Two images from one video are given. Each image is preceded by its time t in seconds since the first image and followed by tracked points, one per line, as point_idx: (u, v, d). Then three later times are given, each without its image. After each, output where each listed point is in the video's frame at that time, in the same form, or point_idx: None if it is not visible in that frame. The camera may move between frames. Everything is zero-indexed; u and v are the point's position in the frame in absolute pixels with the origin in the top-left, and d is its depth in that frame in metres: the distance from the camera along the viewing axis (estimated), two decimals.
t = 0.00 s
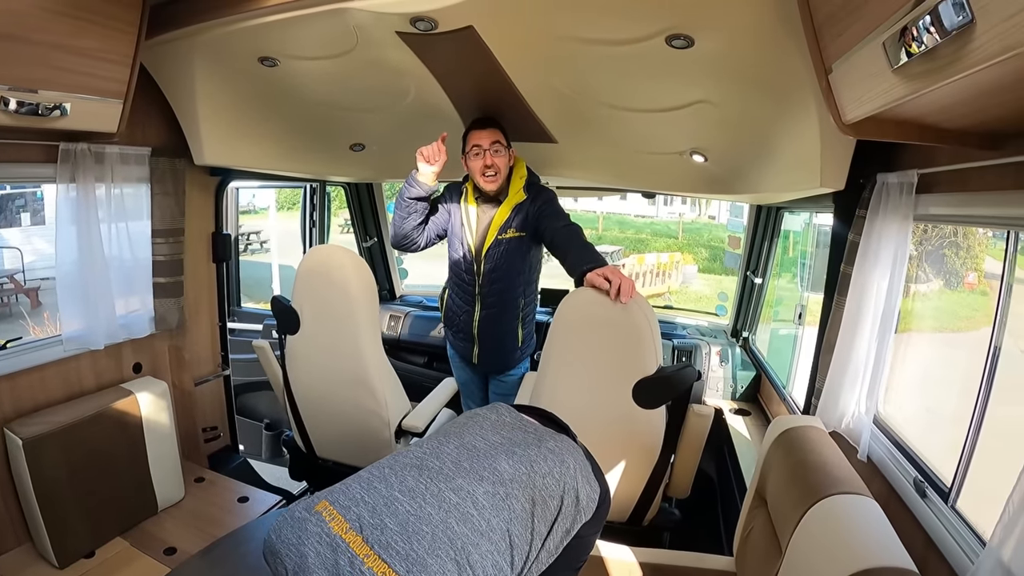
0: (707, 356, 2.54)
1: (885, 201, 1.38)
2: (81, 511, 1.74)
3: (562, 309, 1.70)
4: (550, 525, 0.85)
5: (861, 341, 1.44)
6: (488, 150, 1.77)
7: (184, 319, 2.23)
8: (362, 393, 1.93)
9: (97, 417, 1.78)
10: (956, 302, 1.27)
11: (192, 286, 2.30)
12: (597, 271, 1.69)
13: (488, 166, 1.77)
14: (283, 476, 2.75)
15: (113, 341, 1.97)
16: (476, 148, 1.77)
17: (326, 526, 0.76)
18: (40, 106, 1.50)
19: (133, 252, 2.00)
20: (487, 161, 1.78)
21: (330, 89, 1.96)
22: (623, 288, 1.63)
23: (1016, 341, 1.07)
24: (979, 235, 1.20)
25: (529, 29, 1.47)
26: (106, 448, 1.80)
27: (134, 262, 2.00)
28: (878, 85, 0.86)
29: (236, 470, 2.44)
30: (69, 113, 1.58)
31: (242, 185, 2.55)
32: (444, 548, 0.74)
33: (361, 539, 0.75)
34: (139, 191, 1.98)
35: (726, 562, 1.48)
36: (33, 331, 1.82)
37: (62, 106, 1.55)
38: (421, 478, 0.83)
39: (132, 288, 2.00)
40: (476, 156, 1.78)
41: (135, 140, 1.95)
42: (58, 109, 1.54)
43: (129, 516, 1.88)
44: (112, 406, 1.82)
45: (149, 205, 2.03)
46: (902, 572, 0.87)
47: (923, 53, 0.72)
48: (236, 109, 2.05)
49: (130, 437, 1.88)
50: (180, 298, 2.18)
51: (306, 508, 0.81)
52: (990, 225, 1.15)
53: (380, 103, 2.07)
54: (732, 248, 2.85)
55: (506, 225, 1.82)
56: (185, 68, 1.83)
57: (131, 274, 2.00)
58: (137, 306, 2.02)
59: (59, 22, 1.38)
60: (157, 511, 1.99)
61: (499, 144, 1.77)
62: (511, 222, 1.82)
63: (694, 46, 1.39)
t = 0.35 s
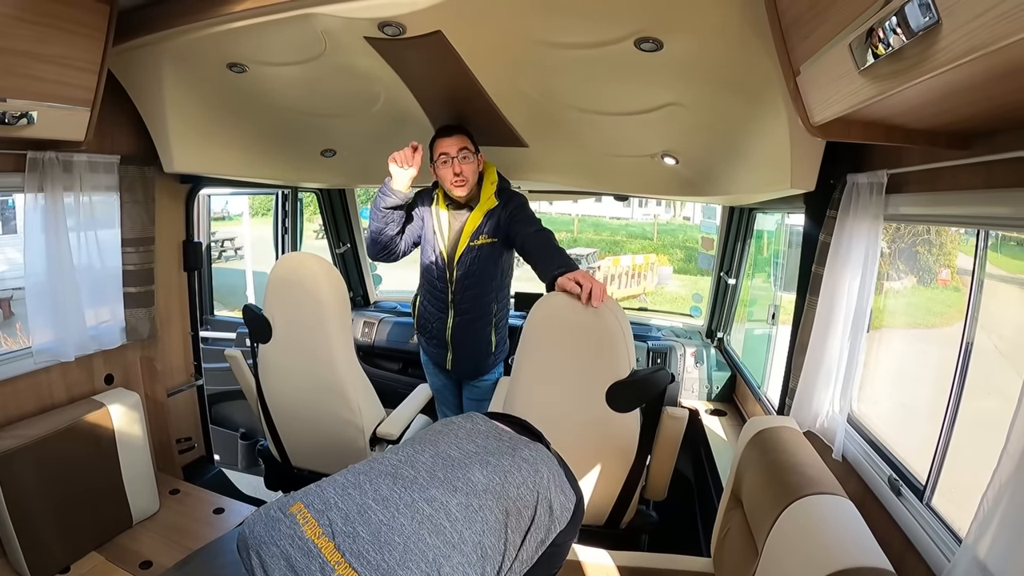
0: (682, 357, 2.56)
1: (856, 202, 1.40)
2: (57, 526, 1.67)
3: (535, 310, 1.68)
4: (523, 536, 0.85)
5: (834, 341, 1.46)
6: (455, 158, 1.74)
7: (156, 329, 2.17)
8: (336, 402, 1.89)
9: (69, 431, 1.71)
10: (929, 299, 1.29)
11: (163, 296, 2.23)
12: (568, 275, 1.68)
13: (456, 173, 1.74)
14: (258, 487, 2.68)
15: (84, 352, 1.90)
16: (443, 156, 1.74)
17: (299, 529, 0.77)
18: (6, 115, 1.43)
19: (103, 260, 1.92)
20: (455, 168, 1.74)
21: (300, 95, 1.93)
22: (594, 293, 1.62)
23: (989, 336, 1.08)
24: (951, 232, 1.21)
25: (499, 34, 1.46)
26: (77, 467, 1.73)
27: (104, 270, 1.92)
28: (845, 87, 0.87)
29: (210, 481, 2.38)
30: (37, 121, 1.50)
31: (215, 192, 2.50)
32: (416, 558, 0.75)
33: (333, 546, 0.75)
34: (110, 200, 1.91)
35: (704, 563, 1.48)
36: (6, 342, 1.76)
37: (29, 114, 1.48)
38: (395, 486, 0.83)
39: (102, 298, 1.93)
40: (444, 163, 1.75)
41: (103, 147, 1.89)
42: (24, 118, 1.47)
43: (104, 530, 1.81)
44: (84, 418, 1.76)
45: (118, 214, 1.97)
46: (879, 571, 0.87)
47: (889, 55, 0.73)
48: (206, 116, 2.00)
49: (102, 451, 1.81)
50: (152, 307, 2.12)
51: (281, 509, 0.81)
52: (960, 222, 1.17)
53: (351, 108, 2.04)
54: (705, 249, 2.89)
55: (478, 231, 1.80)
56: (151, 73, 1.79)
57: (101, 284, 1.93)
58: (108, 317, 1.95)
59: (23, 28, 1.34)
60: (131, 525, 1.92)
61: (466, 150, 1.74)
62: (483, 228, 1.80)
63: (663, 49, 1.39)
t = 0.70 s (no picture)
0: (678, 358, 2.55)
1: (851, 202, 1.40)
2: (50, 531, 1.66)
3: (530, 310, 1.67)
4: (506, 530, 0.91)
5: (829, 343, 1.46)
6: (443, 166, 1.71)
7: (150, 330, 2.15)
8: (329, 402, 1.88)
9: (62, 433, 1.70)
10: (925, 299, 1.29)
11: (158, 298, 2.21)
12: (563, 276, 1.67)
13: (443, 180, 1.73)
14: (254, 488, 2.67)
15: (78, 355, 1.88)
16: (431, 165, 1.72)
17: (291, 486, 0.83)
18: None
19: (98, 261, 1.91)
20: (444, 174, 1.72)
21: (295, 96, 1.92)
22: (590, 294, 1.62)
23: (984, 335, 1.09)
24: (947, 232, 1.21)
25: (493, 35, 1.46)
26: (71, 471, 1.71)
27: (99, 272, 1.91)
28: (840, 87, 0.87)
29: (205, 484, 2.36)
30: (30, 123, 1.51)
31: (210, 193, 2.49)
32: (399, 533, 0.80)
33: (320, 508, 0.80)
34: (104, 202, 1.90)
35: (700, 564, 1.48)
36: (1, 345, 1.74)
37: (23, 116, 1.48)
38: (388, 463, 0.89)
39: (96, 299, 1.92)
40: (432, 171, 1.73)
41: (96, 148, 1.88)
42: (18, 120, 1.47)
43: (98, 533, 1.80)
44: (78, 420, 1.74)
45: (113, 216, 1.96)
46: (874, 572, 0.87)
47: (884, 55, 0.73)
48: (201, 117, 1.99)
49: (96, 454, 1.79)
50: (146, 309, 2.11)
51: (276, 467, 0.88)
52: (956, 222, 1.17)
53: (345, 109, 2.03)
54: (700, 249, 2.89)
55: (471, 232, 1.79)
56: (145, 74, 1.78)
57: (95, 285, 1.91)
58: (102, 319, 1.94)
59: (17, 30, 1.33)
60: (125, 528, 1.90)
61: (453, 158, 1.71)
62: (476, 230, 1.80)
63: (657, 50, 1.39)
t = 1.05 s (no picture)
0: (681, 356, 2.55)
1: (855, 201, 1.40)
2: (53, 529, 1.67)
3: (532, 308, 1.67)
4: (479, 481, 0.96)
5: (833, 341, 1.46)
6: (444, 160, 1.72)
7: (154, 328, 2.16)
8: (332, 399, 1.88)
9: (66, 430, 1.70)
10: (929, 297, 1.29)
11: (162, 296, 2.22)
12: (565, 274, 1.65)
13: (444, 174, 1.73)
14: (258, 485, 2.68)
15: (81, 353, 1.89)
16: (433, 159, 1.72)
17: (285, 412, 0.93)
18: (5, 114, 1.42)
19: (101, 260, 1.92)
20: (444, 169, 1.72)
21: (298, 94, 1.92)
22: (593, 292, 1.62)
23: (987, 333, 1.08)
24: (951, 230, 1.21)
25: (494, 33, 1.46)
26: (75, 468, 1.72)
27: (103, 270, 1.92)
28: (844, 84, 0.86)
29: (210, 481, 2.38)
30: (34, 120, 1.50)
31: (213, 191, 2.49)
32: (374, 460, 0.88)
33: (305, 430, 0.89)
34: (108, 200, 1.91)
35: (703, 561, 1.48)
36: (5, 342, 1.75)
37: (27, 114, 1.47)
38: (378, 404, 0.99)
39: (99, 297, 1.92)
40: (434, 165, 1.73)
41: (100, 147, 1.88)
42: (21, 118, 1.46)
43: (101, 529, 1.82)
44: (81, 419, 1.75)
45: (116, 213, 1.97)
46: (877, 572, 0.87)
47: (888, 52, 0.72)
48: (204, 114, 1.99)
49: (100, 451, 1.80)
50: (151, 307, 2.12)
51: (279, 400, 0.99)
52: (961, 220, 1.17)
53: (348, 107, 2.04)
54: (704, 247, 2.89)
55: (473, 230, 1.80)
56: (148, 72, 1.78)
57: (98, 283, 1.92)
58: (106, 317, 1.95)
59: (21, 28, 1.34)
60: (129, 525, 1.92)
61: (455, 152, 1.71)
62: (478, 227, 1.80)
63: (661, 48, 1.39)
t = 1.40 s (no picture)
0: (686, 355, 2.55)
1: (860, 200, 1.40)
2: (59, 528, 1.68)
3: (536, 307, 1.68)
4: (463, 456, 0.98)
5: (838, 340, 1.45)
6: (449, 159, 1.72)
7: (159, 328, 2.18)
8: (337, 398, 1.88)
9: (71, 430, 1.72)
10: (933, 296, 1.29)
11: (168, 296, 2.23)
12: (570, 274, 1.66)
13: (449, 173, 1.74)
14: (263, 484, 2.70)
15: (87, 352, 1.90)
16: (438, 157, 1.72)
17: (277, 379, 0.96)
18: (10, 115, 1.45)
19: (107, 260, 1.93)
20: (449, 168, 1.73)
21: (302, 94, 1.93)
22: (598, 292, 1.63)
23: (992, 333, 1.08)
24: (957, 229, 1.20)
25: (497, 32, 1.46)
26: (81, 466, 1.74)
27: (108, 269, 1.94)
28: (849, 82, 0.86)
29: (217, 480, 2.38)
30: (39, 121, 1.52)
31: (219, 191, 2.51)
32: (357, 426, 0.90)
33: (295, 397, 0.93)
34: (113, 200, 1.92)
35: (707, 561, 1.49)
36: (10, 342, 1.77)
37: (32, 114, 1.49)
38: (369, 378, 1.02)
39: (104, 298, 1.94)
40: (439, 163, 1.73)
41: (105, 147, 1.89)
42: (27, 118, 1.48)
43: (107, 528, 1.83)
44: (86, 419, 1.76)
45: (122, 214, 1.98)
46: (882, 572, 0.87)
47: (893, 50, 0.72)
48: (209, 113, 2.00)
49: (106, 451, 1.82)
50: (156, 306, 2.13)
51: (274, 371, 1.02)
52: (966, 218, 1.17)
53: (353, 108, 2.05)
54: (708, 246, 2.88)
55: (478, 229, 1.80)
56: (153, 73, 1.79)
57: (104, 283, 1.94)
58: (111, 317, 1.96)
59: (25, 29, 1.34)
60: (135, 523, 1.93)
61: (460, 150, 1.71)
62: (484, 227, 1.80)
63: (665, 47, 1.39)
